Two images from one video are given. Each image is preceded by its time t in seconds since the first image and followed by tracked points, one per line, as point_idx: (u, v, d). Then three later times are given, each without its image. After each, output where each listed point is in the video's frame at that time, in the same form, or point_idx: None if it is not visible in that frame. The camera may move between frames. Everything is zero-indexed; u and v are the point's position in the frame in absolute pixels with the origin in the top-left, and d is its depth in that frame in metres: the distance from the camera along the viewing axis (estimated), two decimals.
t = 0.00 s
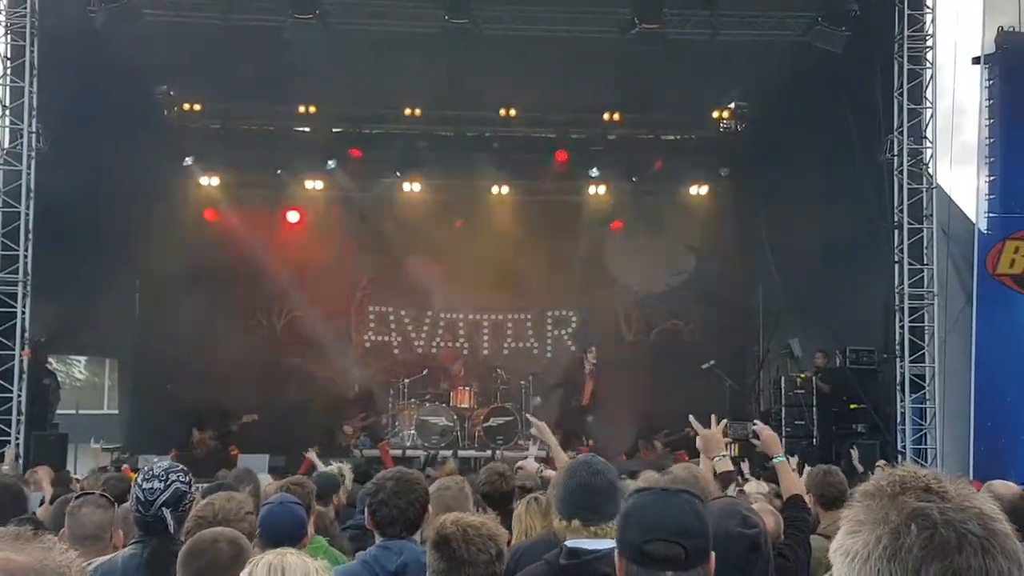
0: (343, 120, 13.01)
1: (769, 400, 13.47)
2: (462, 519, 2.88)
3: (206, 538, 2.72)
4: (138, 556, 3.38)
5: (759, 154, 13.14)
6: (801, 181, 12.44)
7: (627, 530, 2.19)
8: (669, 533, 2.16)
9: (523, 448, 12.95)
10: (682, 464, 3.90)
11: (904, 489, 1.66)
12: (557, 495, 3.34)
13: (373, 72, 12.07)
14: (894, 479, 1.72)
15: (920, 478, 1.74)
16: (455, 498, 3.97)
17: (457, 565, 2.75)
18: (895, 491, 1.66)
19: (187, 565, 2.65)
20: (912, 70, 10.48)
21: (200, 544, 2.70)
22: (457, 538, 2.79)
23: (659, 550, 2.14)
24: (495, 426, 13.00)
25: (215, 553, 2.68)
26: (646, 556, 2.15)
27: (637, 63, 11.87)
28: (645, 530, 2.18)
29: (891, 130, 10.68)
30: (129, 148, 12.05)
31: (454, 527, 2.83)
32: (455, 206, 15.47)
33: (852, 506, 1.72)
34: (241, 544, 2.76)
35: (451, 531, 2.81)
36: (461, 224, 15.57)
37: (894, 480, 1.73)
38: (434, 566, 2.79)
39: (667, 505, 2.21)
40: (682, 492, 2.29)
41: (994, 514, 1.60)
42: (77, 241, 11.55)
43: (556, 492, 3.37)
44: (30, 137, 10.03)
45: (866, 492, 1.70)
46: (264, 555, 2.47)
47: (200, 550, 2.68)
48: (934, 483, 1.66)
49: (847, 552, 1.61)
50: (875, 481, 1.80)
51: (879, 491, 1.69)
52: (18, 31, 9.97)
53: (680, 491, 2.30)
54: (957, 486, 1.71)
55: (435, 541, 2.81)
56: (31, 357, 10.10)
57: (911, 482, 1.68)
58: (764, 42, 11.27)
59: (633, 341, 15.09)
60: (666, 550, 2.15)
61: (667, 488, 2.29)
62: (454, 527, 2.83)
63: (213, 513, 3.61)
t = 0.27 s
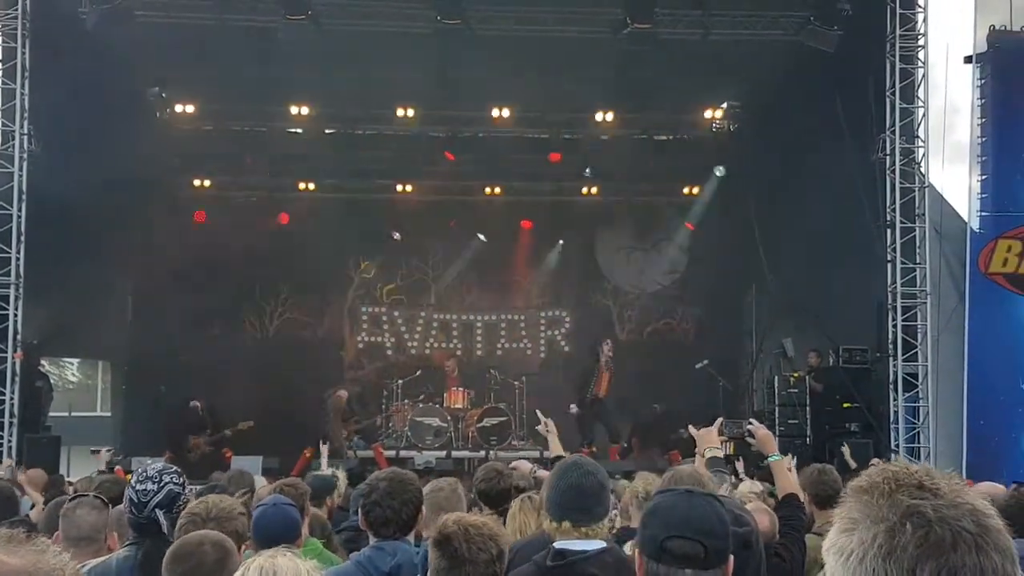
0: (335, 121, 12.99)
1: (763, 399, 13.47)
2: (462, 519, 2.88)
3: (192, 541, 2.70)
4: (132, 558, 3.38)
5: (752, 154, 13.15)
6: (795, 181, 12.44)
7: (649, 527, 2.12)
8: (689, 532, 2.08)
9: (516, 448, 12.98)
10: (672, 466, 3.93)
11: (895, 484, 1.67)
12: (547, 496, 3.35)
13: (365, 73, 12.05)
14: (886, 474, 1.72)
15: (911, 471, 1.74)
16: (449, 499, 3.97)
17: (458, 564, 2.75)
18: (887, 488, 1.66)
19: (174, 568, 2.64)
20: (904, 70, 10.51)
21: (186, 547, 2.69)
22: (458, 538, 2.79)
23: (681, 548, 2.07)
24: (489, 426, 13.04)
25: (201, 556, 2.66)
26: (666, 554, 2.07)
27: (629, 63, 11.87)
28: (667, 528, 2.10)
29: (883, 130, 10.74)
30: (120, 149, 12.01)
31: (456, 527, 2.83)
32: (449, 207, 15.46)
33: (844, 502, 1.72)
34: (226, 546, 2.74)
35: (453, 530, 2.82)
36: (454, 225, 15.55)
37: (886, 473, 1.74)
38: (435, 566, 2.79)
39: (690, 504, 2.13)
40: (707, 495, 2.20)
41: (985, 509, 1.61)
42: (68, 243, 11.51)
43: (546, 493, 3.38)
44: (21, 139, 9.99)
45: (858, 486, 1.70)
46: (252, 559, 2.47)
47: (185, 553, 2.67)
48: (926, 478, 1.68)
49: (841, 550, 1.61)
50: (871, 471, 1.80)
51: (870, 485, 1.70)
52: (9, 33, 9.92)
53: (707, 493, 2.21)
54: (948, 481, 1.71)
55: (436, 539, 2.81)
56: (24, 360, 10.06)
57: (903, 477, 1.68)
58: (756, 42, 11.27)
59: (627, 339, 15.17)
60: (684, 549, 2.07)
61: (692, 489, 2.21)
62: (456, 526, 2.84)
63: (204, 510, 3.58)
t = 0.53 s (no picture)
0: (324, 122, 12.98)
1: (753, 398, 13.51)
2: (456, 518, 2.98)
3: (169, 540, 2.69)
4: (120, 559, 3.39)
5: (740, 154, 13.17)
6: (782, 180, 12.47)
7: (643, 527, 2.12)
8: (684, 532, 2.09)
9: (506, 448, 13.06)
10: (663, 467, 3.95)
11: (864, 480, 1.70)
12: (535, 496, 3.35)
13: (354, 73, 12.04)
14: (855, 471, 1.74)
15: (878, 470, 1.75)
16: (443, 499, 3.97)
17: (450, 561, 2.84)
18: (857, 483, 1.69)
19: (151, 568, 2.62)
20: (891, 70, 10.54)
21: (163, 546, 2.67)
22: (452, 536, 2.88)
23: (675, 549, 2.07)
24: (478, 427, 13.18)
25: (177, 555, 2.65)
26: (662, 555, 2.08)
27: (619, 64, 11.88)
28: (662, 528, 2.10)
29: (871, 130, 10.76)
30: (109, 151, 11.98)
31: (449, 525, 2.92)
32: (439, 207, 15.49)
33: (813, 496, 1.75)
34: (202, 545, 2.71)
35: (446, 528, 2.91)
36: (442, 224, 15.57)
37: (853, 468, 1.77)
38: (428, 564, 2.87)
39: (684, 503, 2.14)
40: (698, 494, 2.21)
41: (952, 505, 1.63)
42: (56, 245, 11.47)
43: (536, 492, 3.39)
44: (9, 140, 9.95)
45: (828, 485, 1.71)
46: (241, 557, 2.49)
47: (161, 553, 2.65)
48: (894, 476, 1.69)
49: (812, 550, 1.62)
50: (836, 473, 1.81)
51: (840, 481, 1.72)
52: None
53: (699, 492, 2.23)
54: (913, 478, 1.74)
55: (431, 537, 2.90)
56: (12, 361, 10.02)
57: (870, 475, 1.70)
58: (743, 42, 11.29)
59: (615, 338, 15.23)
60: (679, 549, 2.07)
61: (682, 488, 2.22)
62: (449, 525, 2.93)
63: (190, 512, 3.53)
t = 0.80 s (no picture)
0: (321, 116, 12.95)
1: (750, 393, 13.52)
2: (454, 513, 2.98)
3: (169, 537, 2.68)
4: (118, 553, 3.43)
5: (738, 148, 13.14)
6: (780, 176, 12.45)
7: (628, 521, 2.29)
8: (668, 525, 2.25)
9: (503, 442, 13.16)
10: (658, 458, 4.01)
11: (841, 474, 1.70)
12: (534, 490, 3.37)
13: (351, 67, 12.02)
14: (832, 465, 1.75)
15: (855, 462, 1.75)
16: (444, 492, 3.97)
17: (449, 555, 2.84)
18: (834, 478, 1.70)
19: (152, 564, 2.62)
20: (888, 64, 10.51)
21: (163, 541, 2.67)
22: (450, 530, 2.88)
23: (661, 539, 2.23)
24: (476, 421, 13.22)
25: (178, 550, 2.65)
26: (649, 546, 2.23)
27: (616, 58, 11.86)
28: (646, 521, 2.26)
29: (867, 124, 10.76)
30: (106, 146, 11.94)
31: (448, 519, 2.93)
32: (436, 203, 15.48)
33: (791, 493, 1.76)
34: (204, 539, 2.72)
35: (445, 522, 2.91)
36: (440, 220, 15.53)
37: (831, 463, 1.78)
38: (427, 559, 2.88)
39: (666, 496, 2.31)
40: (680, 486, 2.39)
41: (932, 497, 1.64)
42: (53, 241, 11.43)
43: (532, 486, 3.38)
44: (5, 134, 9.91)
45: (807, 480, 1.72)
46: (235, 550, 2.49)
47: (163, 548, 2.65)
48: (871, 470, 1.68)
49: (791, 546, 1.64)
50: (813, 466, 1.81)
51: (817, 476, 1.73)
52: None
53: (680, 483, 2.41)
54: (893, 470, 1.74)
55: (429, 532, 2.90)
56: (8, 356, 10.00)
57: (847, 468, 1.70)
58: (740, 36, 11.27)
59: (613, 333, 15.22)
60: (666, 541, 2.23)
61: (665, 482, 2.40)
62: (447, 519, 2.94)
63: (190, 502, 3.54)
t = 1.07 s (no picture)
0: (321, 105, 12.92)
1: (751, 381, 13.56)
2: (454, 500, 2.88)
3: (182, 523, 2.67)
4: (119, 542, 3.44)
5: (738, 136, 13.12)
6: (780, 165, 12.44)
7: (615, 511, 2.27)
8: (654, 515, 2.23)
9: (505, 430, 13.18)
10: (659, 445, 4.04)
11: (829, 459, 1.65)
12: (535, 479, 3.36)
13: (351, 56, 12.01)
14: (821, 449, 1.69)
15: (843, 446, 1.70)
16: (446, 482, 3.96)
17: (451, 542, 2.75)
18: (822, 464, 1.64)
19: (164, 550, 2.61)
20: (890, 52, 10.54)
21: (175, 528, 2.66)
22: (451, 518, 2.79)
23: (648, 530, 2.21)
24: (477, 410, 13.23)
25: (191, 536, 2.63)
26: (635, 537, 2.21)
27: (617, 46, 11.84)
28: (632, 511, 2.24)
29: (870, 112, 10.79)
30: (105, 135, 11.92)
31: (448, 506, 2.83)
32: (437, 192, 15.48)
33: (779, 478, 1.70)
34: (216, 525, 2.70)
35: (445, 511, 2.81)
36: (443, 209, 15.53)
37: (818, 447, 1.72)
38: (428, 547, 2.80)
39: (654, 486, 2.29)
40: (668, 473, 2.38)
41: (923, 483, 1.60)
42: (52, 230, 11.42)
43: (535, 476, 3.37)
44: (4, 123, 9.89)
45: (798, 467, 1.66)
46: (229, 540, 2.42)
47: (172, 537, 2.63)
48: (861, 458, 1.63)
49: (783, 537, 1.60)
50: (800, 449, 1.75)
51: (805, 462, 1.67)
52: None
53: (667, 471, 2.39)
54: (882, 454, 1.70)
55: (429, 520, 2.81)
56: (9, 345, 10.00)
57: (838, 456, 1.65)
58: (741, 24, 11.24)
59: (614, 321, 15.19)
60: (653, 531, 2.21)
61: (653, 470, 2.39)
62: (447, 506, 2.84)
63: (190, 493, 3.53)
